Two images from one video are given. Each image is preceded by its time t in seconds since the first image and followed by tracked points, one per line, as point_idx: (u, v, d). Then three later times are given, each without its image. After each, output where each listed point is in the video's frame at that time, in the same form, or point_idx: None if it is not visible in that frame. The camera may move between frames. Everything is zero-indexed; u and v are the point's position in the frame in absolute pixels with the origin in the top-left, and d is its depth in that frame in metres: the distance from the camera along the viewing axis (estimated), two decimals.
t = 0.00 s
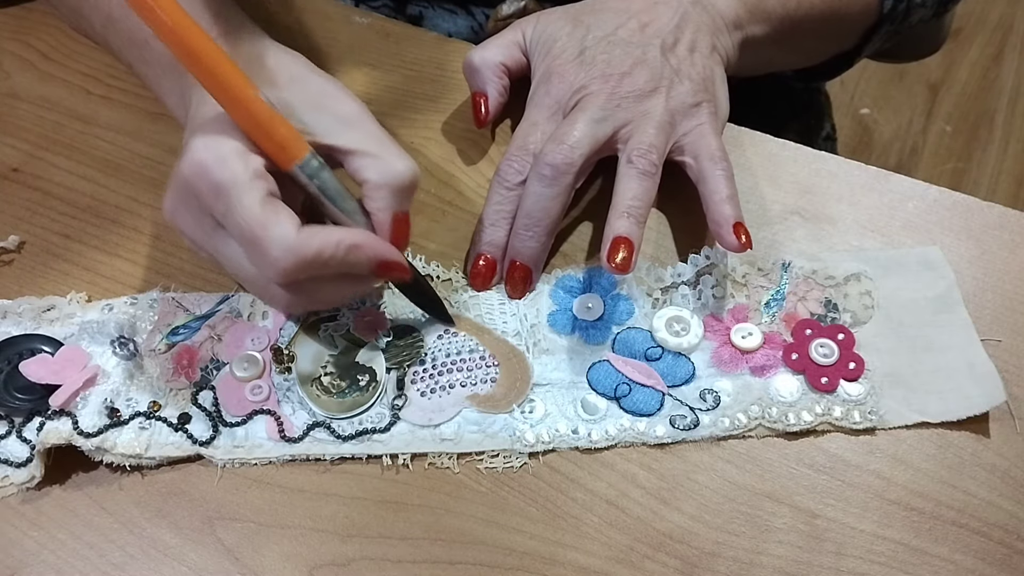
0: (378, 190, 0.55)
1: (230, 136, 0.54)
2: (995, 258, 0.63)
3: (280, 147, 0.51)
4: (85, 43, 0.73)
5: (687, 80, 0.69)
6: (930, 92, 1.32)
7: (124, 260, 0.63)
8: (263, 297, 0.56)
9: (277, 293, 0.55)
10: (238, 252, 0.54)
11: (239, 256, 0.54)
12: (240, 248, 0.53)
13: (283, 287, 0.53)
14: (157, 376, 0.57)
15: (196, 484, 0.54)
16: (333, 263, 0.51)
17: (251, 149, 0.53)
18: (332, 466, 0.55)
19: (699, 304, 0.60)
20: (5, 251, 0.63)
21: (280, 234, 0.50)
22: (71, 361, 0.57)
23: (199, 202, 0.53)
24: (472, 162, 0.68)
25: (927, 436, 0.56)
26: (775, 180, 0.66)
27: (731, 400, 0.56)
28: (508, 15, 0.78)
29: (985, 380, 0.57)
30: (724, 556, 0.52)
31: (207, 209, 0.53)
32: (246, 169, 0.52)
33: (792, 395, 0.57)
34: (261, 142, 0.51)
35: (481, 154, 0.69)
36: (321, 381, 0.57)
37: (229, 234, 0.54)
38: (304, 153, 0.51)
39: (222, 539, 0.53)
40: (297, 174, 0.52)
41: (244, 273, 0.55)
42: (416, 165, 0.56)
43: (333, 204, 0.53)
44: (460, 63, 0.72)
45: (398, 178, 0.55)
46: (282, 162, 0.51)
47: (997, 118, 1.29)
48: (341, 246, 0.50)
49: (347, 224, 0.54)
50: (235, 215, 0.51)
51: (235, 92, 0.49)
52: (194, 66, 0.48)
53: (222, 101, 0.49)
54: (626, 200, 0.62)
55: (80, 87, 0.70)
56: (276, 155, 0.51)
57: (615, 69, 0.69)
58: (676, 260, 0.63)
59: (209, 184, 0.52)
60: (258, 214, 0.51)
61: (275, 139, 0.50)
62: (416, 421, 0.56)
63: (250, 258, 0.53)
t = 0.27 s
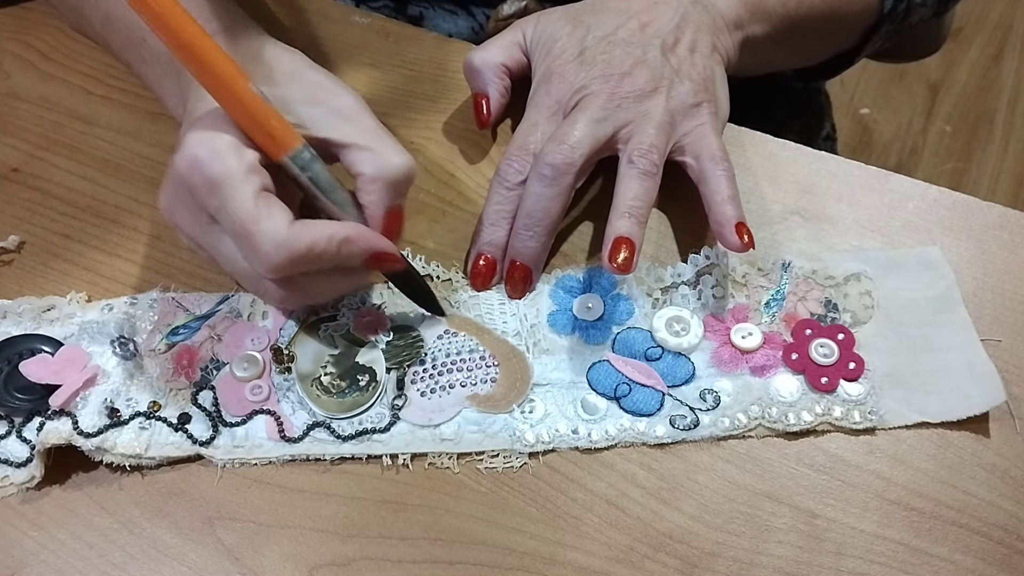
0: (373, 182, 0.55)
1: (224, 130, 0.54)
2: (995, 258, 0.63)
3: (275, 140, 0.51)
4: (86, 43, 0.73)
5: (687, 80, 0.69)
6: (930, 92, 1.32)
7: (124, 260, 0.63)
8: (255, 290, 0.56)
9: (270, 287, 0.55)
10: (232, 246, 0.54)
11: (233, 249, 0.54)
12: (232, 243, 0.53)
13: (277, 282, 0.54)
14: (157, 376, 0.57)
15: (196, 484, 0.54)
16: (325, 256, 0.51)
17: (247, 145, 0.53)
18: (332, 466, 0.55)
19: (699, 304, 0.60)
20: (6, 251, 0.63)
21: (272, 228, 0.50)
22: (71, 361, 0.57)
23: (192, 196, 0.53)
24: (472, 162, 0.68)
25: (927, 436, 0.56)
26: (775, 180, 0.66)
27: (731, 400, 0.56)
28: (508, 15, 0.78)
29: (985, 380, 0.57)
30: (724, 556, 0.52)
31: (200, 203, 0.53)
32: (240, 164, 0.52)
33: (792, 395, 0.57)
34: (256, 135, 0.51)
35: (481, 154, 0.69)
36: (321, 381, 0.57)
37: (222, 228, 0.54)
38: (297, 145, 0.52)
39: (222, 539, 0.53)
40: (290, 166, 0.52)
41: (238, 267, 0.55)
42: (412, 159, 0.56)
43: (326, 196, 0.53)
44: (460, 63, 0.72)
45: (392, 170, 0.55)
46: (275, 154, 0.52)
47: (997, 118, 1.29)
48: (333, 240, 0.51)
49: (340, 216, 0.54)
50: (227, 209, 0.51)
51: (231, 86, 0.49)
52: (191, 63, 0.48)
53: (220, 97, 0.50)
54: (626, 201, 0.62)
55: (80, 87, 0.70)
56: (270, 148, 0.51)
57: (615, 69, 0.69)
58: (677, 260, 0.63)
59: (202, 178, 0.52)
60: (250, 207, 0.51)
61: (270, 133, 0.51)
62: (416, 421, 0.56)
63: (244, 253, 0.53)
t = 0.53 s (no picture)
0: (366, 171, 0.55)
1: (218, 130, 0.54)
2: (995, 258, 0.63)
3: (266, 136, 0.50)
4: (86, 44, 0.73)
5: (687, 80, 0.69)
6: (930, 92, 1.32)
7: (125, 260, 0.63)
8: (257, 286, 0.58)
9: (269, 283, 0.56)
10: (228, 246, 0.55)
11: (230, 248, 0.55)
12: (228, 244, 0.54)
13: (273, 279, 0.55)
14: (157, 376, 0.57)
15: (196, 484, 0.54)
16: (319, 252, 0.52)
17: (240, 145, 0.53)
18: (332, 466, 0.55)
19: (700, 304, 0.60)
20: (5, 251, 0.63)
21: (266, 230, 0.51)
22: (71, 361, 0.57)
23: (189, 198, 0.54)
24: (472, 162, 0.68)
25: (927, 436, 0.56)
26: (775, 180, 0.66)
27: (731, 400, 0.56)
28: (508, 15, 0.78)
29: (985, 380, 0.57)
30: (724, 556, 0.52)
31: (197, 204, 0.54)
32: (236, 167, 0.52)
33: (792, 395, 0.57)
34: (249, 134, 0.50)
35: (481, 154, 0.69)
36: (321, 380, 0.57)
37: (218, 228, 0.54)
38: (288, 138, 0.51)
39: (222, 539, 0.53)
40: (281, 159, 0.51)
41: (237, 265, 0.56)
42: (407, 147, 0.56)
43: (319, 186, 0.53)
44: (460, 63, 0.72)
45: (386, 159, 0.55)
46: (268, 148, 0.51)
47: (997, 118, 1.29)
48: (328, 235, 0.51)
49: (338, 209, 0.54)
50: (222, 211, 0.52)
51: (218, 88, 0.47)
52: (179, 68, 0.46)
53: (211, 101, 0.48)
54: (627, 201, 0.62)
55: (80, 87, 0.70)
56: (264, 145, 0.51)
57: (615, 69, 0.69)
58: (677, 260, 0.63)
59: (198, 181, 0.53)
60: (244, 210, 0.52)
61: (262, 130, 0.50)
62: (416, 421, 0.56)
63: (239, 251, 0.54)
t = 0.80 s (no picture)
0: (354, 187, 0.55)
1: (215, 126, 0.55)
2: (995, 258, 0.63)
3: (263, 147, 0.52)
4: (86, 44, 0.73)
5: (687, 80, 0.69)
6: (930, 92, 1.32)
7: (125, 260, 0.63)
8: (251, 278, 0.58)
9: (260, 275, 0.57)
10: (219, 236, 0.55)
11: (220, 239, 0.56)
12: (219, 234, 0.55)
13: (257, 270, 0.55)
14: (157, 376, 0.57)
15: (196, 484, 0.54)
16: (306, 245, 0.53)
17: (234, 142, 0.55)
18: (332, 466, 0.55)
19: (700, 304, 0.60)
20: (6, 251, 0.63)
21: (255, 217, 0.52)
22: (71, 361, 0.56)
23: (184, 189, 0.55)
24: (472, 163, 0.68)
25: (927, 436, 0.56)
26: (775, 180, 0.66)
27: (731, 400, 0.56)
28: (508, 16, 0.78)
29: (985, 380, 0.57)
30: (724, 556, 0.52)
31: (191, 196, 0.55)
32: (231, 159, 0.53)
33: (792, 395, 0.57)
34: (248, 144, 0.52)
35: (481, 154, 0.69)
36: (321, 381, 0.57)
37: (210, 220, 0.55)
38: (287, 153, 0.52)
39: (222, 539, 0.53)
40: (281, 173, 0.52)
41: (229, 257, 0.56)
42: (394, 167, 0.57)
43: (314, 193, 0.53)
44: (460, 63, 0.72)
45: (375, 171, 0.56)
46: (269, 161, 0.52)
47: (997, 118, 1.29)
48: (315, 228, 0.52)
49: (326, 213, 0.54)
50: (211, 199, 0.53)
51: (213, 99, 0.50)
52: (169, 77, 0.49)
53: (209, 112, 0.51)
54: (626, 201, 0.62)
55: (80, 87, 0.70)
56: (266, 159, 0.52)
57: (614, 69, 0.69)
58: (677, 260, 0.63)
59: (192, 171, 0.54)
60: (235, 196, 0.52)
61: (261, 141, 0.51)
62: (416, 421, 0.56)
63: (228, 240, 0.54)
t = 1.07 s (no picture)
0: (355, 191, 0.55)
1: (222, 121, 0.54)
2: (995, 258, 0.63)
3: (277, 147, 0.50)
4: (86, 44, 0.73)
5: (687, 79, 0.69)
6: (930, 92, 1.32)
7: (125, 260, 0.63)
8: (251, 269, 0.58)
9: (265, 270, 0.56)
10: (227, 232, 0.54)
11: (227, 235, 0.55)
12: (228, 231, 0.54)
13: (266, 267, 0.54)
14: (157, 376, 0.57)
15: (196, 484, 0.54)
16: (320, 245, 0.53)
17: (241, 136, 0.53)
18: (332, 466, 0.55)
19: (700, 304, 0.60)
20: (5, 251, 0.63)
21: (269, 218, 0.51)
22: (71, 361, 0.56)
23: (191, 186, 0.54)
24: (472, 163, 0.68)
25: (927, 436, 0.56)
26: (775, 180, 0.66)
27: (731, 400, 0.56)
28: (508, 15, 0.78)
29: (985, 380, 0.57)
30: (725, 556, 0.52)
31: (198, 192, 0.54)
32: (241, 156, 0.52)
33: (792, 395, 0.57)
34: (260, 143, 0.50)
35: (481, 154, 0.69)
36: (321, 380, 0.57)
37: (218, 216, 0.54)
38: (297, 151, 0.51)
39: (222, 539, 0.53)
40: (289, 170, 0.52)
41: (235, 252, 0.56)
42: (397, 170, 0.56)
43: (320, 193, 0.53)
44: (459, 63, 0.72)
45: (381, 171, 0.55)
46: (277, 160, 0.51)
47: (997, 118, 1.29)
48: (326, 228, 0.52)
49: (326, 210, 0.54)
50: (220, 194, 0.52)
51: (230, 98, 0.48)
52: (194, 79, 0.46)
53: (218, 107, 0.48)
54: (627, 201, 0.62)
55: (80, 87, 0.70)
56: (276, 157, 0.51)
57: (614, 69, 0.69)
58: (677, 260, 0.63)
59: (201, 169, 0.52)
60: (248, 192, 0.51)
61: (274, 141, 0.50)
62: (416, 421, 0.56)
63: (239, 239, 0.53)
